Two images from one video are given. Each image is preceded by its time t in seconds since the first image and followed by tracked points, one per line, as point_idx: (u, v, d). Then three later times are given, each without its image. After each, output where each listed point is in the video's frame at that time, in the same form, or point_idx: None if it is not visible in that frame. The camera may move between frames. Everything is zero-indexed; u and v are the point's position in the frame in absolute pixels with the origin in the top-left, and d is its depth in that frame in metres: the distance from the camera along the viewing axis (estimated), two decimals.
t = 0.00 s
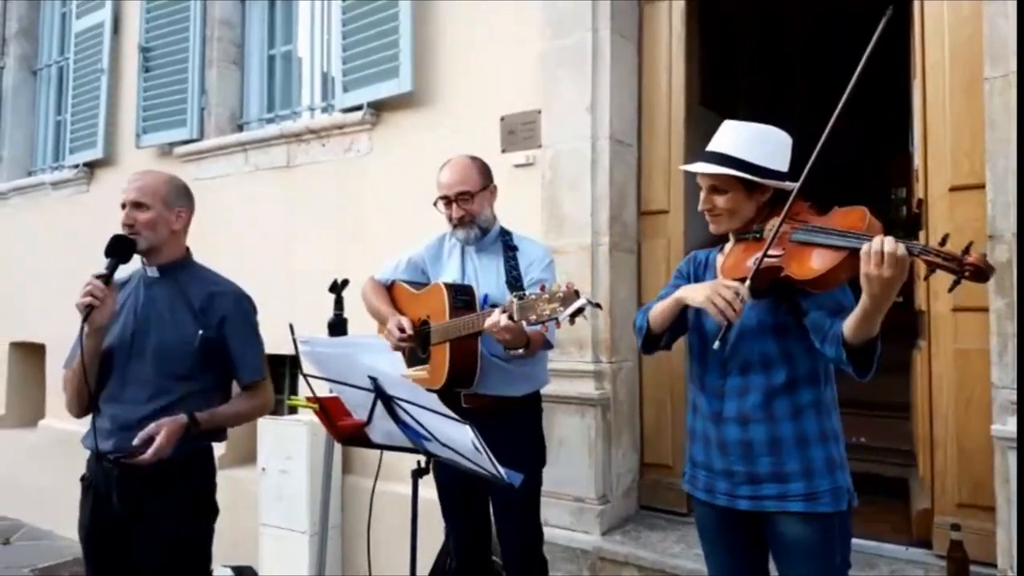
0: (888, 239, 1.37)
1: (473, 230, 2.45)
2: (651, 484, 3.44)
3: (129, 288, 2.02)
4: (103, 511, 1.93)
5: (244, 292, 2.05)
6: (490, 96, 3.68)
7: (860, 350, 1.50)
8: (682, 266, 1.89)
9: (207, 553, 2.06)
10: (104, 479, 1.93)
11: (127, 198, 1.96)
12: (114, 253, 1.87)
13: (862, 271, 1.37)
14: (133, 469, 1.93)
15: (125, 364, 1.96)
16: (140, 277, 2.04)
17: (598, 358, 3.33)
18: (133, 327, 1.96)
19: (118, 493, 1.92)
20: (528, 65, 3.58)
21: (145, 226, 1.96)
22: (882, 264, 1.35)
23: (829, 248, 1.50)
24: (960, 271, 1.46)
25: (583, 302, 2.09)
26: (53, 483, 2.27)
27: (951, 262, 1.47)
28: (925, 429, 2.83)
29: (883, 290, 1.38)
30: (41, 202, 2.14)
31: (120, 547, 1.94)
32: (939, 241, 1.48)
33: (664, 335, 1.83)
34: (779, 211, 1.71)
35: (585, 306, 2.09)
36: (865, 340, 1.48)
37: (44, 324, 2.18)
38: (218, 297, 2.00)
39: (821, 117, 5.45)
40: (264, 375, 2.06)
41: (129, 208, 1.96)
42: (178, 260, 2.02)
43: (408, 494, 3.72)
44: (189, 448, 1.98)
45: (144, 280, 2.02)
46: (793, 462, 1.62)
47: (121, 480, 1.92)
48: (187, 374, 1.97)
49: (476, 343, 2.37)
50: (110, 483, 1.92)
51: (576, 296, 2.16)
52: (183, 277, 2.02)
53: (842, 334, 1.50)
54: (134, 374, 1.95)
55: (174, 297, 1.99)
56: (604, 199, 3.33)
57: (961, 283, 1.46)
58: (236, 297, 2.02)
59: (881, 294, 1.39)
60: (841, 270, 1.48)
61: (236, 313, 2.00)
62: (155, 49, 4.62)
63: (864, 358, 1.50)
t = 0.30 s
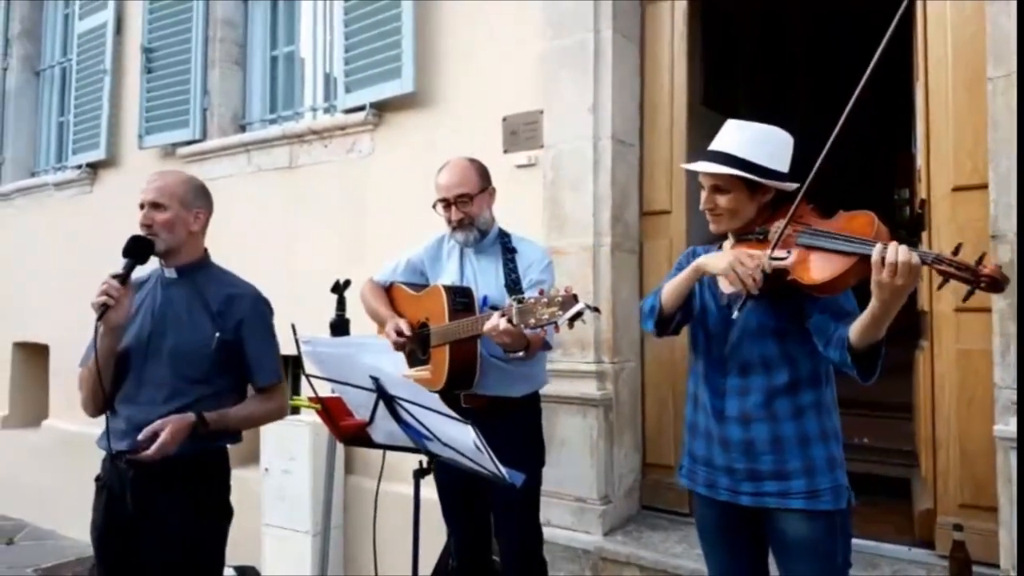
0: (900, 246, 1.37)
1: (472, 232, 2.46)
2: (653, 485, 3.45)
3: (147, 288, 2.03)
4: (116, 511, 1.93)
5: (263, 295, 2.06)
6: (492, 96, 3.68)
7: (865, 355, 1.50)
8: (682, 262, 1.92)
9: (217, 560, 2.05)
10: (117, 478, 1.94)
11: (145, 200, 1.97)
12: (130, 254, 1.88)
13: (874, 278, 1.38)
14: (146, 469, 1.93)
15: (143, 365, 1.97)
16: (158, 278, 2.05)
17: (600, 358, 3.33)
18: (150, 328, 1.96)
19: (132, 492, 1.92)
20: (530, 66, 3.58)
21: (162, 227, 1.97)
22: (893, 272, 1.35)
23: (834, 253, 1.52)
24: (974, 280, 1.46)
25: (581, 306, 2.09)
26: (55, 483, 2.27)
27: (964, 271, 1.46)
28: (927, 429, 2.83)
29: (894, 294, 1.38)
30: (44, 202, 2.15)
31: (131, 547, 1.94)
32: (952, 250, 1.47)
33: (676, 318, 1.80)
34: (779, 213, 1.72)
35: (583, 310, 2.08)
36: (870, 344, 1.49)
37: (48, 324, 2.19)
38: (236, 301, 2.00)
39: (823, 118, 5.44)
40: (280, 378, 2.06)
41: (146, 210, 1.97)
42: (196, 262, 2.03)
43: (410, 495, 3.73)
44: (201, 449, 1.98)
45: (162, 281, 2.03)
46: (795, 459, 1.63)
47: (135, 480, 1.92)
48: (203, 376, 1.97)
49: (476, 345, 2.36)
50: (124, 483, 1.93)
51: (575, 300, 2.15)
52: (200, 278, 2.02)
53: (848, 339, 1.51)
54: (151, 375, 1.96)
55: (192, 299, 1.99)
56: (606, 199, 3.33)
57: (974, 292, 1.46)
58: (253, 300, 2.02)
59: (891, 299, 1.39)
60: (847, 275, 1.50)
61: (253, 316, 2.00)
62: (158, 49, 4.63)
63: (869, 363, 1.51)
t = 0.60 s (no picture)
0: (939, 268, 1.40)
1: (475, 233, 2.46)
2: (654, 485, 3.44)
3: (161, 290, 2.04)
4: (128, 511, 1.94)
5: (276, 296, 2.04)
6: (493, 97, 3.68)
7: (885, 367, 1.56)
8: (690, 256, 1.90)
9: (225, 567, 2.04)
10: (130, 479, 1.95)
11: (161, 200, 1.97)
12: (143, 254, 1.88)
13: (909, 296, 1.41)
14: (159, 471, 1.93)
15: (157, 367, 1.97)
16: (172, 279, 2.05)
17: (601, 359, 3.33)
18: (164, 329, 1.97)
19: (143, 493, 1.93)
20: (531, 66, 3.58)
21: (177, 228, 1.97)
22: (929, 292, 1.38)
23: (856, 266, 1.56)
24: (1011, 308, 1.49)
25: (584, 311, 2.09)
26: (56, 484, 2.27)
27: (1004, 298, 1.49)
28: (928, 429, 2.83)
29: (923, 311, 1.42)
30: (45, 203, 2.15)
31: (139, 550, 1.94)
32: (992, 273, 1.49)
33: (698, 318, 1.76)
34: (793, 218, 1.71)
35: (586, 315, 2.09)
36: (891, 357, 1.54)
37: (49, 325, 2.19)
38: (249, 302, 2.00)
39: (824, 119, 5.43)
40: (291, 381, 2.03)
41: (162, 210, 1.97)
42: (211, 264, 2.03)
43: (411, 495, 3.73)
44: (211, 451, 1.97)
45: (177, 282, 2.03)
46: (805, 460, 1.64)
47: (147, 482, 1.93)
48: (216, 378, 1.97)
49: (477, 347, 2.36)
50: (136, 484, 1.94)
51: (577, 305, 2.16)
52: (216, 279, 2.01)
53: (869, 350, 1.54)
54: (166, 376, 1.96)
55: (206, 300, 1.99)
56: (608, 200, 3.33)
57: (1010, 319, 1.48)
58: (267, 302, 2.01)
59: (920, 315, 1.43)
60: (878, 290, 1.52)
61: (266, 318, 1.99)
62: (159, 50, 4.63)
63: (888, 374, 1.56)
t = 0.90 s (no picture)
0: (986, 264, 1.37)
1: (481, 232, 2.45)
2: (655, 486, 3.44)
3: (169, 291, 2.04)
4: (130, 515, 1.93)
5: (283, 299, 2.02)
6: (493, 97, 3.68)
7: (921, 364, 1.54)
8: (707, 258, 1.87)
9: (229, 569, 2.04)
10: (133, 481, 1.94)
11: (171, 199, 1.98)
12: (151, 253, 1.88)
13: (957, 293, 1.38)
14: (163, 473, 1.93)
15: (162, 368, 1.97)
16: (180, 281, 2.05)
17: (602, 359, 3.33)
18: (171, 330, 1.97)
19: (148, 495, 1.92)
20: (531, 67, 3.57)
21: (185, 228, 1.97)
22: (978, 290, 1.36)
23: (892, 262, 1.53)
24: None
25: (583, 311, 2.07)
26: (56, 486, 2.27)
27: None
28: (928, 428, 2.82)
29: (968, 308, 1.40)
30: (45, 205, 2.15)
31: (142, 552, 1.93)
32: None
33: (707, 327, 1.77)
34: (824, 215, 1.69)
35: (585, 315, 2.07)
36: (925, 355, 1.53)
37: (49, 327, 2.19)
38: (256, 306, 1.98)
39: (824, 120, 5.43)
40: (298, 386, 2.01)
41: (172, 209, 1.98)
42: (219, 265, 2.02)
43: (412, 496, 3.73)
44: (219, 455, 1.96)
45: (185, 283, 2.03)
46: (831, 463, 1.63)
47: (152, 485, 1.92)
48: (220, 381, 1.96)
49: (480, 347, 2.36)
50: (141, 485, 1.92)
51: (578, 304, 2.14)
52: (224, 281, 2.01)
53: (906, 348, 1.54)
54: (171, 378, 1.96)
55: (213, 303, 1.98)
56: (608, 200, 3.32)
57: None
58: (274, 307, 2.00)
59: (965, 313, 1.41)
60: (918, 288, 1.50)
61: (272, 322, 1.97)
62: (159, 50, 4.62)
63: (924, 371, 1.55)
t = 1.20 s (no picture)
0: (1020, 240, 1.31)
1: (491, 229, 2.45)
2: (655, 484, 3.44)
3: (167, 287, 2.03)
4: (127, 512, 1.92)
5: (281, 298, 2.01)
6: (492, 96, 3.67)
7: (963, 353, 1.47)
8: (740, 261, 1.82)
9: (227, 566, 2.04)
10: (131, 479, 1.94)
11: (171, 195, 1.97)
12: (148, 249, 1.88)
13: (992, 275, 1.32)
14: (161, 470, 1.92)
15: (158, 365, 1.97)
16: (177, 277, 2.04)
17: (602, 357, 3.33)
18: (167, 327, 1.96)
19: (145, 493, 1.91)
20: (530, 66, 3.57)
21: (184, 224, 1.96)
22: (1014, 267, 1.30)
23: (925, 247, 1.48)
24: None
25: (592, 308, 2.08)
26: (57, 487, 2.27)
27: None
28: (926, 425, 2.83)
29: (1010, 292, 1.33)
30: (45, 206, 2.14)
31: (139, 550, 1.92)
32: None
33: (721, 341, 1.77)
34: (862, 207, 1.65)
35: (595, 312, 2.07)
36: (968, 344, 1.45)
37: (48, 329, 2.18)
38: (253, 305, 1.97)
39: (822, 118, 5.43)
40: (296, 385, 2.00)
41: (172, 205, 1.97)
42: (218, 263, 2.01)
43: (411, 495, 3.73)
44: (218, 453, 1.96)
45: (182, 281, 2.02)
46: (866, 462, 1.59)
47: (149, 482, 1.92)
48: (216, 380, 1.95)
49: (489, 344, 2.35)
50: (138, 483, 1.92)
51: (587, 300, 2.15)
52: (221, 280, 2.00)
53: (949, 338, 1.46)
54: (167, 376, 1.95)
55: (210, 301, 1.97)
56: (607, 199, 3.32)
57: None
58: (271, 306, 1.99)
59: (1006, 296, 1.34)
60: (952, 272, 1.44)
61: (269, 321, 1.96)
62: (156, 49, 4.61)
63: (966, 360, 1.47)
